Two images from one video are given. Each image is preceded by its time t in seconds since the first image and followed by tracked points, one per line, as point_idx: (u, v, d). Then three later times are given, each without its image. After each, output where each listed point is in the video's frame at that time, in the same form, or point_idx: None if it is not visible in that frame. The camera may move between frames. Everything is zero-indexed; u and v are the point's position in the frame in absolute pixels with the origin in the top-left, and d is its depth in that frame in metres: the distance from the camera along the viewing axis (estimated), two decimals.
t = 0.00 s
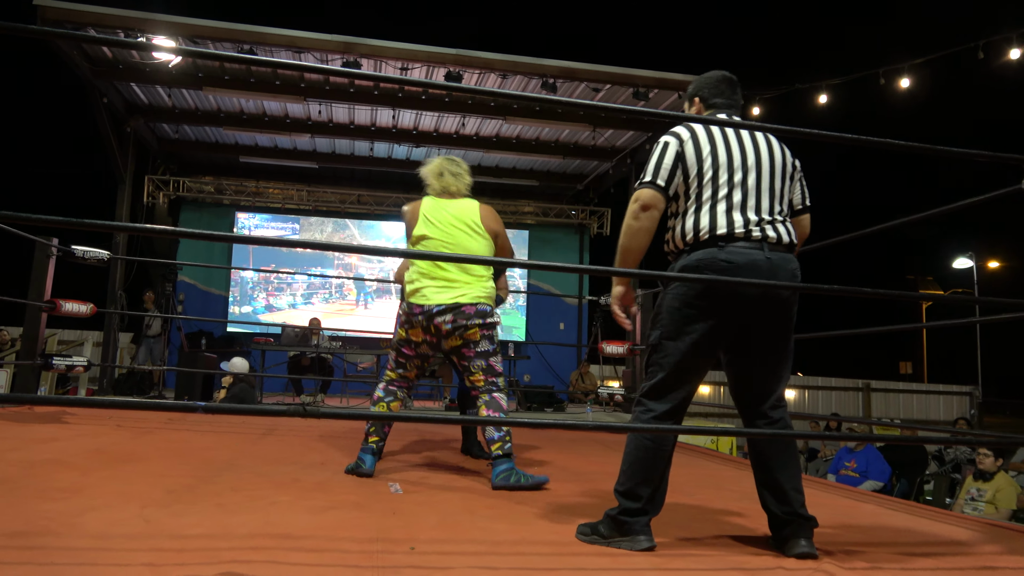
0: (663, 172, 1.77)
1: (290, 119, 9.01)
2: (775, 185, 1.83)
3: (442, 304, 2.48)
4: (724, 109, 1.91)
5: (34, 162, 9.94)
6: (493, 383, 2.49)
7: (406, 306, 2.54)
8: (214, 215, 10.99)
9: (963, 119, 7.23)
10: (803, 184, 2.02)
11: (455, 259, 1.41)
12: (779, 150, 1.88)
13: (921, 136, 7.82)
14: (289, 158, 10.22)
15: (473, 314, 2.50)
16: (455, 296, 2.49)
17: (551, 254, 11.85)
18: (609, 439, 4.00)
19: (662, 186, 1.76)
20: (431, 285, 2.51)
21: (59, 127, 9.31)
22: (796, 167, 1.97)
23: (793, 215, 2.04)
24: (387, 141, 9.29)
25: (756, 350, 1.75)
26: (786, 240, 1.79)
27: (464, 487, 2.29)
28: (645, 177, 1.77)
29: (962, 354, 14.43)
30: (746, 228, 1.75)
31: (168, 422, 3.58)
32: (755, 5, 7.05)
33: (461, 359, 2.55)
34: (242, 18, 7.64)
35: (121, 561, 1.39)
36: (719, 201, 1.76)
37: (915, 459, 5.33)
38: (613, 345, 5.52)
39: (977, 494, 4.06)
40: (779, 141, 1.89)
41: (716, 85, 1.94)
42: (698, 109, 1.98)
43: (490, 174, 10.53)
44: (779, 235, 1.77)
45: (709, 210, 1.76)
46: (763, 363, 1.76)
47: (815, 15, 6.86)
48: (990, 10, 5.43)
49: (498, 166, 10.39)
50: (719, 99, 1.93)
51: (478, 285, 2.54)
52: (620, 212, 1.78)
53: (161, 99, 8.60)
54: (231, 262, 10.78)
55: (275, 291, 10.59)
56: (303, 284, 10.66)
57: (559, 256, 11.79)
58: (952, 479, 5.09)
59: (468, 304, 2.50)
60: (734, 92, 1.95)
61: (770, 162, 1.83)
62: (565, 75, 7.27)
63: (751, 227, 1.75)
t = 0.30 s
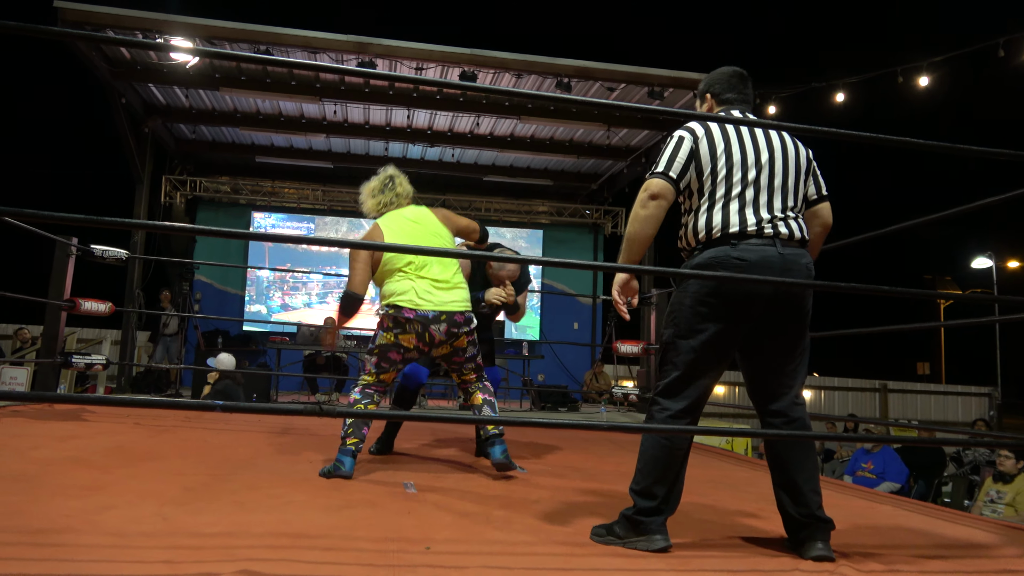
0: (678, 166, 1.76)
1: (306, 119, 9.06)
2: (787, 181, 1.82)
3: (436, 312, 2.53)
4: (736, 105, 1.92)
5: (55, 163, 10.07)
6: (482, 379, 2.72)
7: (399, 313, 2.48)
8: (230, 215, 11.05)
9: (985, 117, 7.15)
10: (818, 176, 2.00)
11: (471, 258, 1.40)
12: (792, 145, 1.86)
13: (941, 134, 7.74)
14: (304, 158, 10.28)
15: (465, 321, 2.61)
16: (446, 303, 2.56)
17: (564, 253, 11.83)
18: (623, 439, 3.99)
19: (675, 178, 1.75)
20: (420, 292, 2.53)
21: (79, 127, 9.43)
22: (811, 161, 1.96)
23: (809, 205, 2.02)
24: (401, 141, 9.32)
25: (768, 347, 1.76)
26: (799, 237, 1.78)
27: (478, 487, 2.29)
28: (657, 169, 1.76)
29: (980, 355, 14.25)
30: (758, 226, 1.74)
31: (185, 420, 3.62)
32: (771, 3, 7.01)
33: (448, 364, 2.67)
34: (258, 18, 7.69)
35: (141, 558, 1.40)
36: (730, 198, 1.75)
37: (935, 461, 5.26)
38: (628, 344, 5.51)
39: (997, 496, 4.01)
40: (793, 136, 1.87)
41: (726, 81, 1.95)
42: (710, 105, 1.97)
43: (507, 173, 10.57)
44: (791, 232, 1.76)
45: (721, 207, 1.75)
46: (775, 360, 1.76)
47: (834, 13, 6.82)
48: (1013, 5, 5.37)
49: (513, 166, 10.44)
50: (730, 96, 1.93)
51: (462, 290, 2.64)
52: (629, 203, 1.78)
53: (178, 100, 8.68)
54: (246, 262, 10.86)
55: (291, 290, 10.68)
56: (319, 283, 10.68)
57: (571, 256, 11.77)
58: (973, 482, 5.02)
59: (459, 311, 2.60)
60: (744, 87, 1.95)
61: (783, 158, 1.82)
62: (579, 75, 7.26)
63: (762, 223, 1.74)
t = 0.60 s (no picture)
0: (665, 173, 1.74)
1: (319, 120, 9.11)
2: (768, 174, 1.83)
3: (423, 288, 2.53)
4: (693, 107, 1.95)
5: (72, 164, 10.18)
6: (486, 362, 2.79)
7: (388, 291, 2.55)
8: (244, 215, 11.10)
9: (1003, 114, 7.08)
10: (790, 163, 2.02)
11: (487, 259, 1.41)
12: (763, 140, 1.89)
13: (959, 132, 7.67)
14: (317, 158, 10.32)
15: (454, 300, 2.59)
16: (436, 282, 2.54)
17: (576, 253, 11.81)
18: (635, 439, 3.98)
19: (665, 187, 1.73)
20: (411, 272, 2.56)
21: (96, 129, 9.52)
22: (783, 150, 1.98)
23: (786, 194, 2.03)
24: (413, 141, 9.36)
25: (765, 341, 1.75)
26: (788, 229, 1.77)
27: (489, 485, 2.29)
28: (645, 179, 1.73)
29: (996, 355, 14.10)
30: (749, 219, 1.72)
31: (200, 419, 3.64)
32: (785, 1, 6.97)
33: (448, 345, 2.73)
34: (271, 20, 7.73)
35: (156, 554, 1.41)
36: (719, 196, 1.74)
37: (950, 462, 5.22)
38: (641, 344, 5.50)
39: (1014, 497, 3.96)
40: (762, 131, 1.90)
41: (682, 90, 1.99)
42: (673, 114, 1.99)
43: (517, 173, 10.57)
44: (781, 224, 1.75)
45: (711, 206, 1.74)
46: (771, 354, 1.76)
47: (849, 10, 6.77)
48: None
49: (525, 165, 10.43)
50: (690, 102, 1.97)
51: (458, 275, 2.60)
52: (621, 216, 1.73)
53: (192, 101, 8.74)
54: (260, 262, 10.93)
55: (304, 290, 10.69)
56: (332, 284, 10.72)
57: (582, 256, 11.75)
58: (990, 483, 4.99)
59: (450, 289, 2.58)
60: (699, 91, 1.99)
61: (759, 152, 1.84)
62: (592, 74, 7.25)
63: (754, 218, 1.73)
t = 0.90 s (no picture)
0: (662, 171, 1.77)
1: (328, 121, 9.14)
2: (775, 179, 1.81)
3: (436, 298, 2.74)
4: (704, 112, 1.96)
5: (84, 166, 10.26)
6: (485, 384, 2.79)
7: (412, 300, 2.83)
8: (254, 216, 11.11)
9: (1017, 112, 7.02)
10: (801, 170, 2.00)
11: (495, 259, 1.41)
12: (773, 144, 1.87)
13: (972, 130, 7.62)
14: (326, 159, 10.34)
15: (461, 313, 2.70)
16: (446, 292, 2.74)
17: (584, 253, 11.80)
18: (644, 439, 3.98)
19: (661, 184, 1.75)
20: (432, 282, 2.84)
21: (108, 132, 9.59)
22: (793, 156, 1.96)
23: (795, 200, 2.02)
24: (421, 142, 9.37)
25: (772, 343, 1.75)
26: (795, 236, 1.77)
27: (499, 487, 2.29)
28: (644, 175, 1.76)
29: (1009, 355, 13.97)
30: (755, 225, 1.72)
31: (211, 421, 3.66)
32: None
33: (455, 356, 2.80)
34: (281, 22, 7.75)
35: (167, 556, 1.42)
36: (724, 198, 1.74)
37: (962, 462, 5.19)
38: (650, 344, 5.49)
39: None
40: (772, 135, 1.88)
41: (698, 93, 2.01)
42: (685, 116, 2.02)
43: (525, 173, 10.58)
44: (787, 231, 1.75)
45: (714, 209, 1.74)
46: (778, 355, 1.75)
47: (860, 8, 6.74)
48: None
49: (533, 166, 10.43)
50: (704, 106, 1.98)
51: (469, 287, 2.75)
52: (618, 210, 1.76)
53: (203, 104, 8.78)
54: (270, 263, 10.97)
55: (314, 291, 10.73)
56: (342, 284, 10.75)
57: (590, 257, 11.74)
58: (1004, 484, 4.95)
59: (459, 302, 2.72)
60: (717, 97, 2.01)
61: (768, 157, 1.82)
62: (601, 74, 7.22)
63: (758, 222, 1.72)
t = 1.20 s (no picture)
0: (717, 179, 1.81)
1: (335, 122, 9.16)
2: (827, 189, 1.80)
3: (459, 285, 2.70)
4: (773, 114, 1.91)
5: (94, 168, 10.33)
6: (489, 376, 2.79)
7: (426, 290, 2.76)
8: (263, 217, 11.15)
9: None
10: (861, 179, 1.90)
11: (504, 260, 1.41)
12: (830, 152, 1.84)
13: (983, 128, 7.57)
14: (335, 160, 10.35)
15: (485, 300, 2.71)
16: (469, 279, 2.71)
17: (592, 253, 11.80)
18: (654, 438, 3.96)
19: (716, 192, 1.79)
20: (446, 270, 2.76)
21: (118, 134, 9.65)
22: (850, 163, 1.90)
23: (852, 210, 1.90)
24: (429, 142, 9.38)
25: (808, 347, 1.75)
26: (837, 243, 1.77)
27: (508, 485, 2.28)
28: (699, 184, 1.81)
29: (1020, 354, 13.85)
30: (794, 233, 1.74)
31: (221, 420, 3.68)
32: None
33: (467, 346, 2.77)
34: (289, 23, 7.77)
35: (178, 554, 1.42)
36: (769, 206, 1.76)
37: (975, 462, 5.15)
38: (659, 344, 5.47)
39: None
40: (829, 142, 1.86)
41: (770, 94, 1.95)
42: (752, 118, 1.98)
43: (533, 173, 10.57)
44: (828, 239, 1.75)
45: (759, 217, 1.77)
46: (814, 358, 1.75)
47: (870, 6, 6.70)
48: None
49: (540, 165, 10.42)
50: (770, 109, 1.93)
51: (489, 273, 2.75)
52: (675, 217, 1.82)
53: (211, 105, 8.80)
54: (278, 263, 11.01)
55: (322, 291, 10.77)
56: (350, 285, 10.78)
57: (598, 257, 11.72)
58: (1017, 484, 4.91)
59: (482, 289, 2.72)
60: (789, 99, 1.95)
61: (819, 166, 1.81)
62: (608, 73, 7.20)
63: (799, 230, 1.75)
